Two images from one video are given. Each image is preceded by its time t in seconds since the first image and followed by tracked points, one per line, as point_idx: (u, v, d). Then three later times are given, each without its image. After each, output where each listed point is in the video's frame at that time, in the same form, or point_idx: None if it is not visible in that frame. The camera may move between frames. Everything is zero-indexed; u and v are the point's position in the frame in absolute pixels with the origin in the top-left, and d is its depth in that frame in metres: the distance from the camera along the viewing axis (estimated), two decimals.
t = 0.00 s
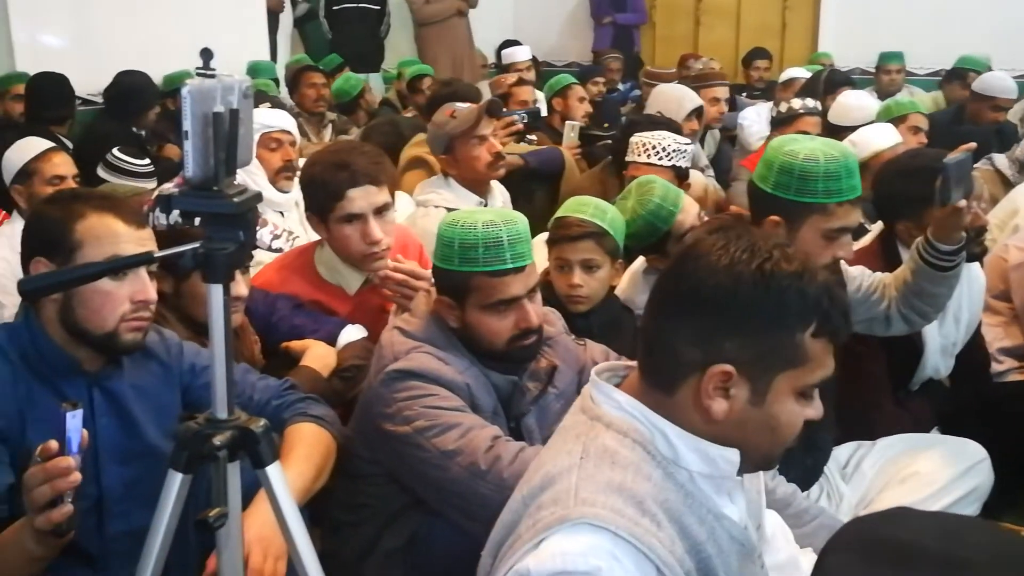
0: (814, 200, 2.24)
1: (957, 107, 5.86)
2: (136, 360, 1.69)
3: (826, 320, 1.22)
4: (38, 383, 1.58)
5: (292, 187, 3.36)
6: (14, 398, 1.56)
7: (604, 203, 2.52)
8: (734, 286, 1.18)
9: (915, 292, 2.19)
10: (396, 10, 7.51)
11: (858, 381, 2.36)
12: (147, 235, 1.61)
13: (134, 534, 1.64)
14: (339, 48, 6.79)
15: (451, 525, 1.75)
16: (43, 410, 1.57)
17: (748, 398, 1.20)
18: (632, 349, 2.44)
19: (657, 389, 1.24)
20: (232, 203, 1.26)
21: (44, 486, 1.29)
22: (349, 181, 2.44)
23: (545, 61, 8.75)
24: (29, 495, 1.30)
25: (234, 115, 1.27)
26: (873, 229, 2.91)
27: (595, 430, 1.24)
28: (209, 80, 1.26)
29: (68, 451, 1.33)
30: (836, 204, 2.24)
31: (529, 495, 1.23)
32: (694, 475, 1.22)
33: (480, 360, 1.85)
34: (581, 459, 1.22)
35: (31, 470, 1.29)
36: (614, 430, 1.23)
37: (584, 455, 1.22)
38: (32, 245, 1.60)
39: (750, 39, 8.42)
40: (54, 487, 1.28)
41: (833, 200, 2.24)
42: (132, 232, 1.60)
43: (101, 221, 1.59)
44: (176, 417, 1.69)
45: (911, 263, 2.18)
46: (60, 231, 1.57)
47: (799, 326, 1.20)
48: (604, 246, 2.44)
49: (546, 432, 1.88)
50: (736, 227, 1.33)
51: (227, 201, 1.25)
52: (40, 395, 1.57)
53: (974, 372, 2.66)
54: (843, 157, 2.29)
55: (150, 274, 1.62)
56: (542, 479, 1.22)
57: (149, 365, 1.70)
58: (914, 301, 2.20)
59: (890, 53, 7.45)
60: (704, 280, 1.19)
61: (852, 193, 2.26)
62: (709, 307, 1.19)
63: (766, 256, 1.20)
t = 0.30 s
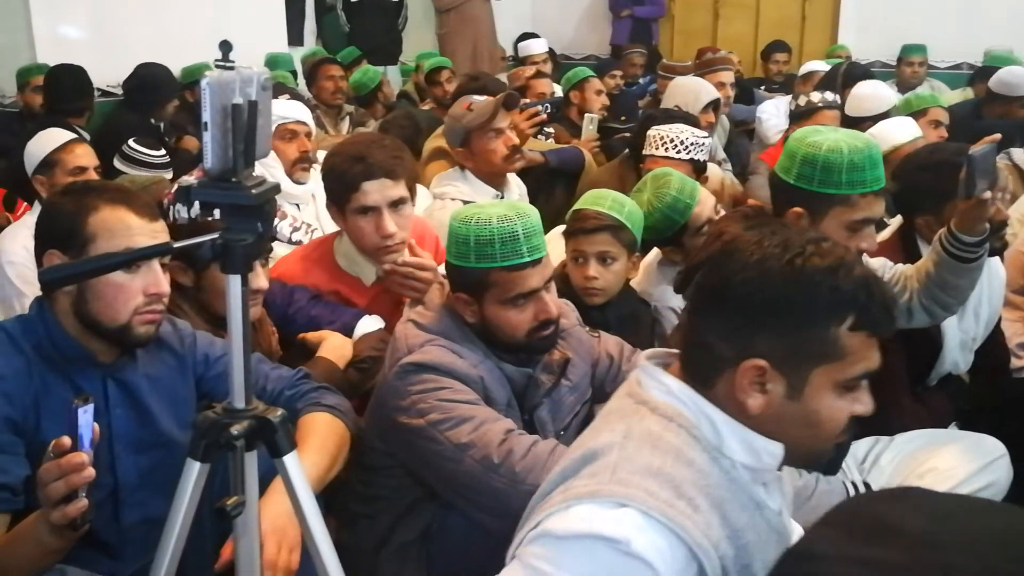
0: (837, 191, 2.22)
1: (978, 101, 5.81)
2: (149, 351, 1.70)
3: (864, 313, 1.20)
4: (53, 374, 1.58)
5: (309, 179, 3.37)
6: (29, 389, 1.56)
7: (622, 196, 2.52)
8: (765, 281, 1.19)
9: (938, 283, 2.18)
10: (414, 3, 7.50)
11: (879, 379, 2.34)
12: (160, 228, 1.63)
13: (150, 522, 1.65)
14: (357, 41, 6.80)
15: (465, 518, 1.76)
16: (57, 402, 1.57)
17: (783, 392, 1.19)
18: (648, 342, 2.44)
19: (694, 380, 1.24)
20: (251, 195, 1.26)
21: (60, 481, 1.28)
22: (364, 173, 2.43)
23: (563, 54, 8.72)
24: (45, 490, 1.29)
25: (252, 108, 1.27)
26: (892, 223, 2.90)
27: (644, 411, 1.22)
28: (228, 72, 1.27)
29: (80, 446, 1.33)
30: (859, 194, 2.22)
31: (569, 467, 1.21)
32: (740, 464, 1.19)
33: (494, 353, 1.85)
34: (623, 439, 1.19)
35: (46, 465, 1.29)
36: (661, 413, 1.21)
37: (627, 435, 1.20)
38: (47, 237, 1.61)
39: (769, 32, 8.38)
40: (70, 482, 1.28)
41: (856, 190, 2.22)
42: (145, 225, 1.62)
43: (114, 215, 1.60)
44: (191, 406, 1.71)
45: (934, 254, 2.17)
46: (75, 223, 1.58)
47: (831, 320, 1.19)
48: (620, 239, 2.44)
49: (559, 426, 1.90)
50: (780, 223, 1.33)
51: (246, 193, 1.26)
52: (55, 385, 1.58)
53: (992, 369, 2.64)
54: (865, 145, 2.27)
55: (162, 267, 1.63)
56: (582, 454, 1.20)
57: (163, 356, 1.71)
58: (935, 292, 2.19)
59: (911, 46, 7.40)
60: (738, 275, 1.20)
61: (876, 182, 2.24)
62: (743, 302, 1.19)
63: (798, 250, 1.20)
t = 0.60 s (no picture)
0: (847, 160, 2.19)
1: (1002, 91, 5.75)
2: (168, 341, 1.72)
3: (925, 312, 1.22)
4: (72, 365, 1.59)
5: (332, 174, 3.37)
6: (50, 381, 1.56)
7: (642, 188, 2.51)
8: (825, 281, 1.23)
9: (966, 264, 2.16)
10: None
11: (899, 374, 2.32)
12: (177, 220, 1.64)
13: (170, 512, 1.67)
14: (376, 30, 6.80)
15: (480, 513, 1.77)
16: (76, 394, 1.58)
17: (847, 393, 1.21)
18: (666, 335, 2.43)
19: (761, 377, 1.25)
20: (270, 185, 1.26)
21: (80, 476, 1.29)
22: (388, 165, 2.43)
23: (582, 43, 8.69)
24: (65, 486, 1.30)
25: (271, 98, 1.27)
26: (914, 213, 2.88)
27: (724, 418, 1.18)
28: (247, 63, 1.27)
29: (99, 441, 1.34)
30: (869, 160, 2.19)
31: (646, 477, 1.16)
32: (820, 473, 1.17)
33: (509, 345, 1.85)
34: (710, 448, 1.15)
35: (65, 461, 1.29)
36: (743, 419, 1.17)
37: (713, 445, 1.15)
38: (64, 228, 1.62)
39: (790, 22, 8.32)
40: (91, 478, 1.29)
41: (866, 158, 2.19)
42: (163, 217, 1.62)
43: (132, 208, 1.60)
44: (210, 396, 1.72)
45: (960, 235, 2.15)
46: (93, 215, 1.59)
47: (891, 319, 1.21)
48: (637, 232, 2.43)
49: (574, 419, 1.89)
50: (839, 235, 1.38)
51: (265, 183, 1.26)
52: (75, 377, 1.59)
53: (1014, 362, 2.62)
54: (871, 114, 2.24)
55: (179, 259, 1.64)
56: (665, 464, 1.15)
57: (181, 346, 1.72)
58: (964, 272, 2.18)
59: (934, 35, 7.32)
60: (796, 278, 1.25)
61: (886, 148, 2.21)
62: (800, 305, 1.24)
63: (853, 252, 1.25)
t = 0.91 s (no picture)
0: (844, 143, 2.02)
1: None
2: (194, 338, 1.73)
3: None
4: (99, 361, 1.61)
5: (355, 172, 3.40)
6: (78, 376, 1.58)
7: (665, 188, 2.50)
8: None
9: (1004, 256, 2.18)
10: None
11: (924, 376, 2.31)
12: (204, 218, 1.65)
13: (195, 507, 1.68)
14: (400, 30, 6.82)
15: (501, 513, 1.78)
16: (103, 390, 1.60)
17: None
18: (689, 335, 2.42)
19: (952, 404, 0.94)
20: (295, 183, 1.27)
21: (108, 472, 1.31)
22: (410, 164, 2.44)
23: (605, 42, 8.67)
24: (93, 481, 1.32)
25: (297, 96, 1.28)
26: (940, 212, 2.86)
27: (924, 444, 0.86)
28: (273, 62, 1.28)
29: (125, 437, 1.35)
30: (866, 144, 1.99)
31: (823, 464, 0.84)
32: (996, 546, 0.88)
33: (531, 344, 1.86)
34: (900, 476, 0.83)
35: (93, 457, 1.31)
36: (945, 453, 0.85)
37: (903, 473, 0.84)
38: (93, 226, 1.64)
39: (815, 20, 8.26)
40: (118, 474, 1.31)
41: (863, 140, 2.00)
42: (189, 215, 1.64)
43: (158, 206, 1.62)
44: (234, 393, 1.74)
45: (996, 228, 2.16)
46: (121, 213, 1.61)
47: None
48: (660, 232, 2.42)
49: (596, 418, 1.88)
50: None
51: (290, 181, 1.27)
52: (101, 372, 1.60)
53: None
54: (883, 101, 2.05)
55: (206, 255, 1.65)
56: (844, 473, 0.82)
57: (207, 342, 1.74)
58: (1001, 265, 2.20)
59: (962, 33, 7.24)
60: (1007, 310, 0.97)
61: (889, 132, 2.00)
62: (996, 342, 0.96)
63: None
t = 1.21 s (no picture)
0: (865, 139, 2.01)
1: None
2: (217, 335, 1.75)
3: None
4: (124, 357, 1.62)
5: (377, 169, 3.44)
6: (103, 370, 1.60)
7: (688, 187, 2.50)
8: None
9: None
10: None
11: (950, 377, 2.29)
12: (228, 215, 1.66)
13: (218, 502, 1.69)
14: (422, 28, 6.84)
15: (521, 511, 1.78)
16: (128, 384, 1.62)
17: None
18: (711, 334, 2.41)
19: None
20: (318, 181, 1.28)
21: (137, 464, 1.32)
22: (431, 162, 2.44)
23: (628, 42, 8.65)
24: (122, 473, 1.33)
25: (320, 95, 1.29)
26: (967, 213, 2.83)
27: None
28: (296, 61, 1.29)
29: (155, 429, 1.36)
30: (888, 137, 1.99)
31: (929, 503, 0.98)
32: None
33: (552, 342, 1.86)
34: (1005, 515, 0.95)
35: (122, 449, 1.32)
36: None
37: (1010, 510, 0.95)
38: (118, 223, 1.65)
39: (839, 19, 8.19)
40: (147, 466, 1.32)
41: (884, 134, 1.99)
42: (214, 212, 1.65)
43: (182, 203, 1.63)
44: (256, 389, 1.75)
45: None
46: (145, 210, 1.62)
47: None
48: (682, 231, 2.42)
49: (616, 417, 1.88)
50: None
51: (312, 178, 1.28)
52: (126, 368, 1.62)
53: None
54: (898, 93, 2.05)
55: (229, 253, 1.66)
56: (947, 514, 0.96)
57: (230, 339, 1.75)
58: None
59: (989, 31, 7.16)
60: None
61: (910, 123, 1.99)
62: None
63: None
